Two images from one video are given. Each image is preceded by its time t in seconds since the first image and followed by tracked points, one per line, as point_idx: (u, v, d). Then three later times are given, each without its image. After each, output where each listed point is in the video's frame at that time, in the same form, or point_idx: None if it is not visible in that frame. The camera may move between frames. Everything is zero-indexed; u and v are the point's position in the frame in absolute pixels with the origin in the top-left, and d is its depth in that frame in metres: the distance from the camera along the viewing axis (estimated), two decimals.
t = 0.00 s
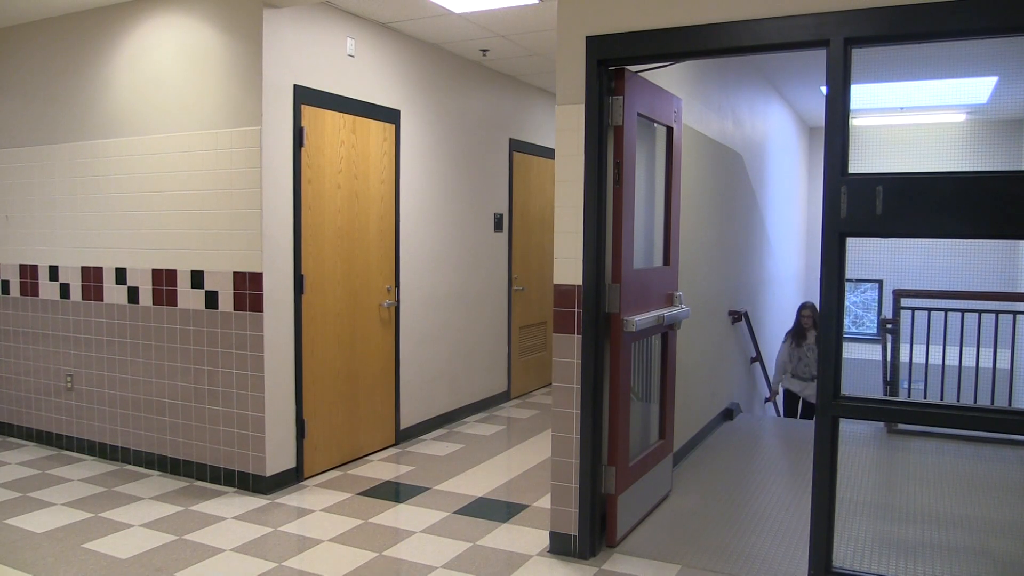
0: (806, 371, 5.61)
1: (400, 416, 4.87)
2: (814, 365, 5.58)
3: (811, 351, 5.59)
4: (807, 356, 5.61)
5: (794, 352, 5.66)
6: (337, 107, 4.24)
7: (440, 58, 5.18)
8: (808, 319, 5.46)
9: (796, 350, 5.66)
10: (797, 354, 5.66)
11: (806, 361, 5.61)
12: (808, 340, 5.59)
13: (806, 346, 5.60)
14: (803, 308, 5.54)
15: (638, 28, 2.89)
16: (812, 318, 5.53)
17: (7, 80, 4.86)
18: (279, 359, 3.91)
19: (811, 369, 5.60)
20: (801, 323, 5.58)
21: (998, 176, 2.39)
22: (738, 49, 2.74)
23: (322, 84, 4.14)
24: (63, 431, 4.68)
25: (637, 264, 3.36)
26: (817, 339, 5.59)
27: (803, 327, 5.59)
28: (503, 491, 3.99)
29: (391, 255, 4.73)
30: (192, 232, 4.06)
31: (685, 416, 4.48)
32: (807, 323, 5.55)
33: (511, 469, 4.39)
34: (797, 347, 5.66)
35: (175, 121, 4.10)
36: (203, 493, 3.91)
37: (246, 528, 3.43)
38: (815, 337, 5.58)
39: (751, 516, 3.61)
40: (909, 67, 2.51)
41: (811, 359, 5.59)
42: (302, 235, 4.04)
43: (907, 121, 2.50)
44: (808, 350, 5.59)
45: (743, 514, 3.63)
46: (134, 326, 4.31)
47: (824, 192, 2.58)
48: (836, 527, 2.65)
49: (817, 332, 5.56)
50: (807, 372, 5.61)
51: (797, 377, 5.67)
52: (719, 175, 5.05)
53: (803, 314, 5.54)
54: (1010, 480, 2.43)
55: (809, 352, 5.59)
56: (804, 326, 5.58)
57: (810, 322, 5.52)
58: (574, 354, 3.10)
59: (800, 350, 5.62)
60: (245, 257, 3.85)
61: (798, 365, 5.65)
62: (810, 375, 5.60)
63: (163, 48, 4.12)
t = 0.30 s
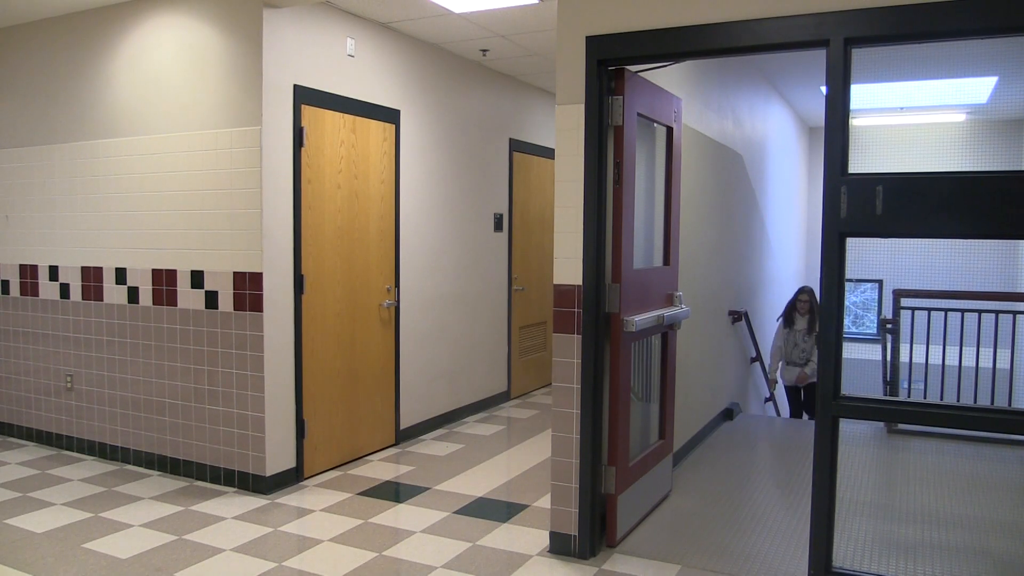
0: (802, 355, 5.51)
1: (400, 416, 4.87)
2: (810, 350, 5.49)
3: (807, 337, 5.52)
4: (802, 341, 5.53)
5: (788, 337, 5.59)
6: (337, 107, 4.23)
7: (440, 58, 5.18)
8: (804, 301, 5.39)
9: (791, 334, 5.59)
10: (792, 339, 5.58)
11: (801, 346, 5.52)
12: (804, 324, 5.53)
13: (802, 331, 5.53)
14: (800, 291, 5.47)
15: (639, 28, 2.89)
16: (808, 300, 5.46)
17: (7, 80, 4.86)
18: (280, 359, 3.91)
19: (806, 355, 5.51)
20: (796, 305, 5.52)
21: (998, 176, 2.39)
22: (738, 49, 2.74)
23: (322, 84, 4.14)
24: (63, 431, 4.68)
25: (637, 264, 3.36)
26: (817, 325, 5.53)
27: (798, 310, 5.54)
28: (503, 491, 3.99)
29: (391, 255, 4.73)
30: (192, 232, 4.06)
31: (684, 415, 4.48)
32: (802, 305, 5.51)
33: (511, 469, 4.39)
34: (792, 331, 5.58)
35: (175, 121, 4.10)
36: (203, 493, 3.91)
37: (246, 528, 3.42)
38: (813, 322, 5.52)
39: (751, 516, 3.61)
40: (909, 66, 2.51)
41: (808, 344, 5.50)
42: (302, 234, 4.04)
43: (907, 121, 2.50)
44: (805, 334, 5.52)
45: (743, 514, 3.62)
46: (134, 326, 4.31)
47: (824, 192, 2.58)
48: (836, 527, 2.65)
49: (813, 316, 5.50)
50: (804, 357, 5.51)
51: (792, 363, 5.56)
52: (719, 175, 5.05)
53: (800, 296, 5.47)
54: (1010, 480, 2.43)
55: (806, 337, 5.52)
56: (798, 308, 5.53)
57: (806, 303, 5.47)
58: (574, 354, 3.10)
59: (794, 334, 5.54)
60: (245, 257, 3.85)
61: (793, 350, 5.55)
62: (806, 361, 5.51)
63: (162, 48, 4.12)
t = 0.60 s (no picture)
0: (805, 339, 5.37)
1: (400, 416, 4.87)
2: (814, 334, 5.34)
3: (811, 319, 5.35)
4: (806, 324, 5.38)
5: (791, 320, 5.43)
6: (336, 107, 4.24)
7: (440, 58, 5.18)
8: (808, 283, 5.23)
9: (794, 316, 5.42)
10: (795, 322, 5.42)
11: (805, 329, 5.37)
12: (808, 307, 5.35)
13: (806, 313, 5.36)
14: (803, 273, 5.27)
15: (639, 28, 2.89)
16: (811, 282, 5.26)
17: (7, 80, 4.86)
18: (279, 360, 3.91)
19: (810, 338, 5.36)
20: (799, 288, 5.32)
21: (999, 175, 2.39)
22: (738, 49, 2.73)
23: (322, 85, 4.14)
24: (63, 431, 4.68)
25: (637, 264, 3.36)
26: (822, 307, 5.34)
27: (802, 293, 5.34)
28: (503, 492, 3.99)
29: (391, 255, 4.73)
30: (192, 232, 4.06)
31: (684, 415, 4.48)
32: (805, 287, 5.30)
33: (511, 469, 4.39)
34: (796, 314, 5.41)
35: (175, 121, 4.10)
36: (203, 493, 3.91)
37: (246, 528, 3.42)
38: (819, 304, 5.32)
39: (751, 515, 3.61)
40: (908, 67, 2.51)
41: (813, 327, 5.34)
42: (302, 234, 4.04)
43: (906, 121, 2.50)
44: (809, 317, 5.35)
45: (743, 514, 3.62)
46: (134, 326, 4.31)
47: (824, 191, 2.58)
48: (836, 527, 2.64)
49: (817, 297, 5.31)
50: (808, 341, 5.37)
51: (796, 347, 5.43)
52: (719, 175, 5.05)
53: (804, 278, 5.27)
54: (1009, 479, 2.43)
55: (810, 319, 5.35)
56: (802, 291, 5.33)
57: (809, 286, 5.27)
58: (574, 353, 3.10)
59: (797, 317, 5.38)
60: (244, 257, 3.85)
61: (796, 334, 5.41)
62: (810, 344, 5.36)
63: (162, 48, 4.12)
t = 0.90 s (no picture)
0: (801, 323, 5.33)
1: (400, 416, 4.87)
2: (810, 317, 5.29)
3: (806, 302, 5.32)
4: (800, 307, 5.34)
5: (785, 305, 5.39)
6: (337, 107, 4.24)
7: (440, 58, 5.18)
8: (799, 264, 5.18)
9: (788, 301, 5.38)
10: (789, 306, 5.39)
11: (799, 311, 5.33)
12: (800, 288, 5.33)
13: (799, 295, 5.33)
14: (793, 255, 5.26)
15: (639, 29, 2.89)
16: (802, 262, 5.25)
17: (7, 80, 4.86)
18: (279, 360, 3.91)
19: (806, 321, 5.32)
20: (790, 271, 5.31)
21: (999, 175, 2.39)
22: (738, 49, 2.74)
23: (322, 85, 4.14)
24: (63, 431, 4.68)
25: (637, 264, 3.36)
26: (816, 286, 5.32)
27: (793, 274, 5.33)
28: (502, 492, 3.99)
29: (391, 255, 4.73)
30: (192, 232, 4.06)
31: (684, 416, 4.48)
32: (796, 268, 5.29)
33: (511, 469, 4.40)
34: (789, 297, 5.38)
35: (175, 121, 4.10)
36: (203, 493, 3.91)
37: (246, 528, 3.43)
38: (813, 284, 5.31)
39: (751, 516, 3.61)
40: (909, 66, 2.51)
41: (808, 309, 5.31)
42: (302, 235, 4.04)
43: (906, 121, 2.50)
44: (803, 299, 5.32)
45: (743, 514, 3.63)
46: (134, 326, 4.31)
47: (824, 191, 2.58)
48: (836, 527, 2.65)
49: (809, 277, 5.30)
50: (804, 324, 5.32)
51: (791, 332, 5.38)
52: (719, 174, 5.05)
53: (794, 259, 5.25)
54: (1009, 479, 2.43)
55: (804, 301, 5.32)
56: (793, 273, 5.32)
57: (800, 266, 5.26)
58: (574, 354, 3.10)
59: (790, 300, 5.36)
60: (244, 257, 3.85)
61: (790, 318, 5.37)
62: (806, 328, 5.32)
63: (162, 48, 4.12)
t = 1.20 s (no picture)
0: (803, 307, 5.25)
1: (400, 416, 4.88)
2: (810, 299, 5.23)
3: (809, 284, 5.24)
4: (803, 290, 5.25)
5: (787, 287, 5.30)
6: (337, 107, 4.24)
7: (440, 58, 5.18)
8: (805, 244, 5.10)
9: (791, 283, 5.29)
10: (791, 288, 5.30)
11: (801, 294, 5.25)
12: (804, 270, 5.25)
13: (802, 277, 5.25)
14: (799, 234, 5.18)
15: (639, 29, 2.89)
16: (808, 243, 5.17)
17: (7, 80, 4.86)
18: (280, 360, 3.91)
19: (808, 304, 5.25)
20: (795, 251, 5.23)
21: (999, 175, 2.39)
22: (738, 49, 2.73)
23: (322, 85, 4.14)
24: (63, 432, 4.68)
25: (637, 264, 3.36)
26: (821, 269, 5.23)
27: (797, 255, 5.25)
28: (503, 492, 3.99)
29: (391, 255, 4.73)
30: (192, 232, 4.06)
31: (684, 416, 4.48)
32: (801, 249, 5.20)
33: (511, 469, 4.40)
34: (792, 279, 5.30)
35: (175, 121, 4.10)
36: (203, 493, 3.91)
37: (246, 528, 3.43)
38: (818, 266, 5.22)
39: (751, 516, 3.61)
40: (909, 66, 2.51)
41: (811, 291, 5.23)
42: (302, 234, 4.04)
43: (906, 121, 2.50)
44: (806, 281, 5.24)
45: (744, 514, 3.63)
46: (134, 326, 4.31)
47: (824, 191, 2.58)
48: (836, 526, 2.65)
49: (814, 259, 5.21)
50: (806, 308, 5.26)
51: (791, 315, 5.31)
52: (719, 174, 5.05)
53: (799, 239, 5.16)
54: (1009, 479, 2.43)
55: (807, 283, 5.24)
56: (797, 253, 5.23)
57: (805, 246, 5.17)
58: (574, 353, 3.10)
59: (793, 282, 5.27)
60: (244, 257, 3.85)
61: (792, 301, 5.29)
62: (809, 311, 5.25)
63: (162, 48, 4.12)
